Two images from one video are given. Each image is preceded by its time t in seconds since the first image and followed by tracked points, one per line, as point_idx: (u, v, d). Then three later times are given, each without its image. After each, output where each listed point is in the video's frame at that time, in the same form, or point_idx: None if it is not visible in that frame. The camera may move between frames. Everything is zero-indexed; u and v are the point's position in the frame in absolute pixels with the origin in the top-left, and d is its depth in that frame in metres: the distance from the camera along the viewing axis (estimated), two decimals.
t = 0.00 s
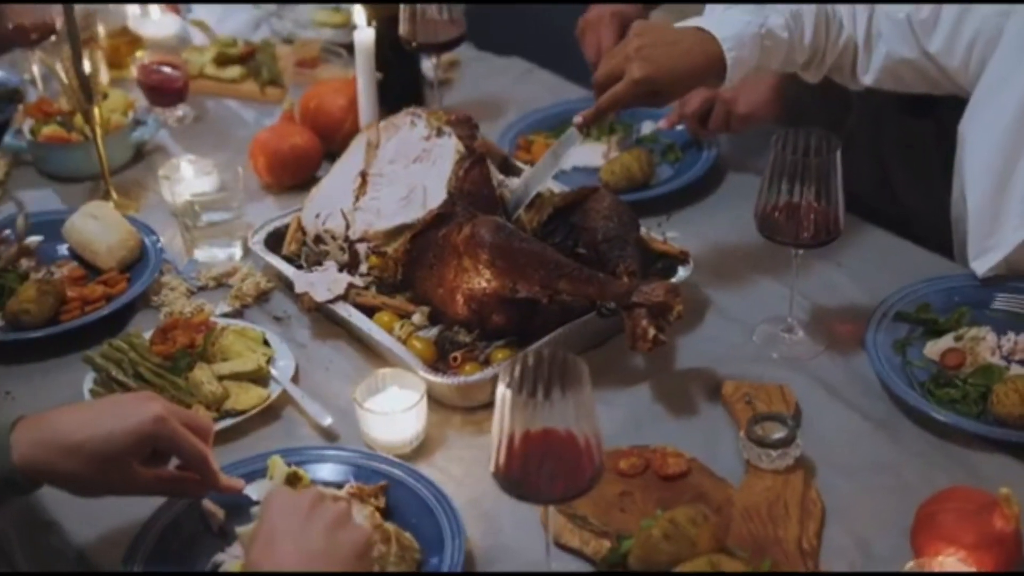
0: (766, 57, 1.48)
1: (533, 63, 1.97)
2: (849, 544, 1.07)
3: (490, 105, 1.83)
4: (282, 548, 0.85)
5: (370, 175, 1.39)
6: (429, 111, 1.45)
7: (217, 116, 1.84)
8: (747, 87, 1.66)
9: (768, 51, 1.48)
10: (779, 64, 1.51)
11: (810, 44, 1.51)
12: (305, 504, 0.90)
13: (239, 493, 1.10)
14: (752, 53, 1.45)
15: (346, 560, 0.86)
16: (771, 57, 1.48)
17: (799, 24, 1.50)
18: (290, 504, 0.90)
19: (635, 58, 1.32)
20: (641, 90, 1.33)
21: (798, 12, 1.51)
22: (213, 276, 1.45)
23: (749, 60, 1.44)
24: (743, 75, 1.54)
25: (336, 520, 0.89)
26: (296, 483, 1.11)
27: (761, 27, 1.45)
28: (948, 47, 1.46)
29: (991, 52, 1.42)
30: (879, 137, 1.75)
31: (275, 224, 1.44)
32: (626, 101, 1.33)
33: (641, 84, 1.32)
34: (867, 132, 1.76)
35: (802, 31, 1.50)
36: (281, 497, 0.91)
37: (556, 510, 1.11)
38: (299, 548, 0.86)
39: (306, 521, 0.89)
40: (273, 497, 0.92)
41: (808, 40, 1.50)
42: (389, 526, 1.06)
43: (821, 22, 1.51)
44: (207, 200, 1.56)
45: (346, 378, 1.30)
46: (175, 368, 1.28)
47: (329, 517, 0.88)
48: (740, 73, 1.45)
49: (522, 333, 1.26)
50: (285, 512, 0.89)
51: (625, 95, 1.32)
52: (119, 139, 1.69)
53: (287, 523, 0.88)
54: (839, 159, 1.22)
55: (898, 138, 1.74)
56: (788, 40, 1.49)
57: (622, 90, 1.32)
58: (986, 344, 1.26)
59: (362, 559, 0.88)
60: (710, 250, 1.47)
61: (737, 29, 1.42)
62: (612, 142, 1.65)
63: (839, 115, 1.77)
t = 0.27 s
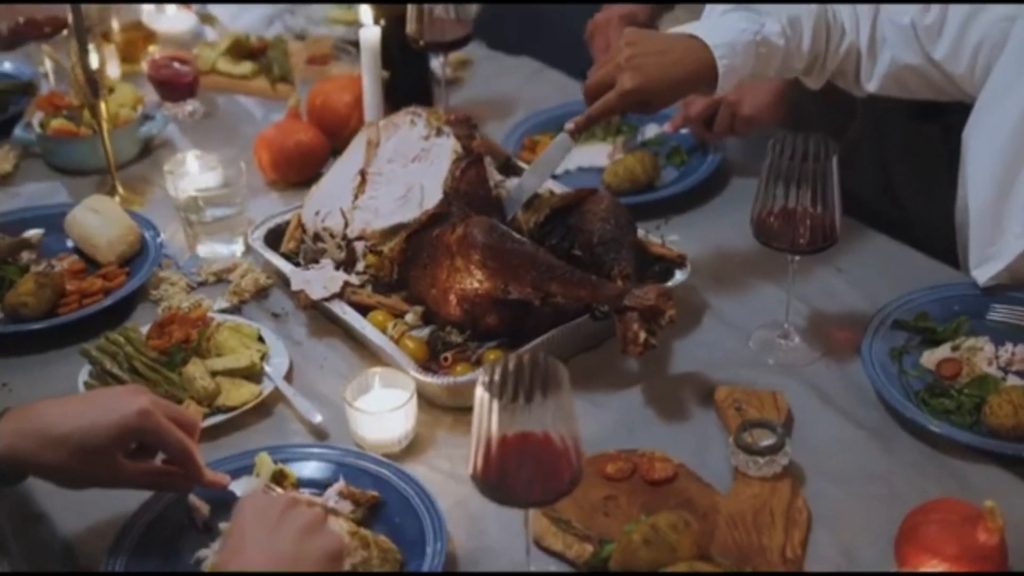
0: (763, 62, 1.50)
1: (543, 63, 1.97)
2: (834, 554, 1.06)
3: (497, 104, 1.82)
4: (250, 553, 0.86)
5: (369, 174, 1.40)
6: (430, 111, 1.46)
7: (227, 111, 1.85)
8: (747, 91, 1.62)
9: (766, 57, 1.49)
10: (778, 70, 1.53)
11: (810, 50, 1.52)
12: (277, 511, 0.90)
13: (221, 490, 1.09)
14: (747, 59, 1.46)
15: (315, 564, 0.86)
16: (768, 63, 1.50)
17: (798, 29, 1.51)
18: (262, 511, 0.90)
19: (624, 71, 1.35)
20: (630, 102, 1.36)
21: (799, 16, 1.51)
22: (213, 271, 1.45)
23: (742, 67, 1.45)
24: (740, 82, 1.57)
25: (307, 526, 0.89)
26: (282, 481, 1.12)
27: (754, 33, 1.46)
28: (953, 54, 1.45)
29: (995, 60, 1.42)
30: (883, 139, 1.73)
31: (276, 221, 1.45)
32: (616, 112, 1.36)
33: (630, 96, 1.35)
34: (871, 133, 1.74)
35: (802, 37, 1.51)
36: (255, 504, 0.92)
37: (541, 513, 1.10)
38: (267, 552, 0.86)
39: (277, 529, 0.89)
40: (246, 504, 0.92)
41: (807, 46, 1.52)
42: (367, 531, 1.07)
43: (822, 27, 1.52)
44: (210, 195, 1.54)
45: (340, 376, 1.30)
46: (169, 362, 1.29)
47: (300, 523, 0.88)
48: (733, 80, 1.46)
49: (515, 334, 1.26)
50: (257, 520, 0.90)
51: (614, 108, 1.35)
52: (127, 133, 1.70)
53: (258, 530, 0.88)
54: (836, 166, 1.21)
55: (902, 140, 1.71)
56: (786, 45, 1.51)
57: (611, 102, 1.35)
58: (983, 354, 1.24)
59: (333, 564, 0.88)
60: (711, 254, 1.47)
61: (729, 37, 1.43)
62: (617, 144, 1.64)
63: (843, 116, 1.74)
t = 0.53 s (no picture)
0: (761, 62, 1.52)
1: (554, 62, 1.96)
2: (819, 563, 1.05)
3: (505, 102, 1.82)
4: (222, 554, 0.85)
5: (368, 172, 1.39)
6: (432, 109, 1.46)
7: (237, 106, 1.85)
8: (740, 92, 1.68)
9: (761, 57, 1.51)
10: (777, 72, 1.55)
11: (809, 52, 1.53)
12: (252, 509, 0.89)
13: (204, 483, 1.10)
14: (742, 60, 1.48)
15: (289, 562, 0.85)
16: (766, 65, 1.53)
17: (797, 30, 1.52)
18: (237, 509, 0.89)
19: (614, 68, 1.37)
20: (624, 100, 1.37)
21: (799, 16, 1.52)
22: (213, 266, 1.46)
23: (736, 69, 1.48)
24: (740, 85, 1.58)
25: (283, 523, 0.88)
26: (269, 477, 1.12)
27: (750, 36, 1.49)
28: (959, 57, 1.45)
29: (1001, 64, 1.42)
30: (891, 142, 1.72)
31: (277, 216, 1.45)
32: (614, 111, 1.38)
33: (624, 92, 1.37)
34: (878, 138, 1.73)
35: (802, 39, 1.52)
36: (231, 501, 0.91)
37: (525, 515, 1.10)
38: (241, 552, 0.85)
39: (253, 526, 0.88)
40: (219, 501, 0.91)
41: (806, 48, 1.53)
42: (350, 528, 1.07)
43: (822, 28, 1.53)
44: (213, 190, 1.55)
45: (333, 373, 1.30)
46: (164, 356, 1.29)
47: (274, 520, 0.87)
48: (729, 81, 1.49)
49: (507, 334, 1.25)
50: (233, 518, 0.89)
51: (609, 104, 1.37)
52: (135, 127, 1.71)
53: (234, 529, 0.87)
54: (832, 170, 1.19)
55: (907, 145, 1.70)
56: (786, 46, 1.52)
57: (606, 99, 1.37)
58: (980, 363, 1.23)
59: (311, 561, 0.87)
60: (711, 257, 1.46)
61: (723, 37, 1.46)
62: (622, 145, 1.63)
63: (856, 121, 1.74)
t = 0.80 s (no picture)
0: (765, 66, 1.52)
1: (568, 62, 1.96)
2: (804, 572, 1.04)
3: (516, 101, 1.82)
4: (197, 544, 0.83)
5: (369, 170, 1.39)
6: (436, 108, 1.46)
7: (250, 101, 1.86)
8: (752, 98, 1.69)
9: (765, 62, 1.51)
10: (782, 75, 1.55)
11: (815, 57, 1.54)
12: (230, 495, 0.86)
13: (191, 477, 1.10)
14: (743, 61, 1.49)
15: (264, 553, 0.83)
16: (768, 67, 1.53)
17: (801, 33, 1.52)
18: (215, 495, 0.87)
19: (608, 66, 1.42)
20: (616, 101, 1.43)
21: (803, 19, 1.52)
22: (216, 261, 1.46)
23: (736, 71, 1.49)
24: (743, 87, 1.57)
25: (261, 510, 0.85)
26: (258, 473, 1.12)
27: (752, 38, 1.49)
28: (968, 62, 1.45)
29: (1010, 70, 1.41)
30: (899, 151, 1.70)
31: (279, 213, 1.46)
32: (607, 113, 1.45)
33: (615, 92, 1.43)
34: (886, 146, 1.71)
35: (805, 41, 1.52)
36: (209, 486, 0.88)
37: (511, 517, 1.10)
38: (216, 541, 0.83)
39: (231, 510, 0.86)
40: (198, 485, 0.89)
41: (810, 51, 1.53)
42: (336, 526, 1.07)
43: (828, 31, 1.53)
44: (220, 186, 1.55)
45: (329, 371, 1.30)
46: (162, 350, 1.30)
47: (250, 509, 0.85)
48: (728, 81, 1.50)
49: (502, 335, 1.25)
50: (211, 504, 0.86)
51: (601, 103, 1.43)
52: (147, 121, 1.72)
53: (210, 516, 0.85)
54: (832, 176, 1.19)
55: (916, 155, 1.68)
56: (791, 49, 1.52)
57: (599, 96, 1.43)
58: (978, 373, 1.22)
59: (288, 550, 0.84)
60: (714, 261, 1.45)
61: (722, 38, 1.47)
62: (630, 146, 1.63)
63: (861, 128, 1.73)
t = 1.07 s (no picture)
0: (779, 72, 1.52)
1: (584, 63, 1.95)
2: None
3: (530, 102, 1.81)
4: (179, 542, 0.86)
5: (376, 169, 1.40)
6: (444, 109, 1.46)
7: (265, 98, 1.86)
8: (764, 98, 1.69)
9: (778, 70, 1.51)
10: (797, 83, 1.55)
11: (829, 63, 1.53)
12: (213, 497, 0.90)
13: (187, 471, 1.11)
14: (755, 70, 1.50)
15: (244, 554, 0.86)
16: (784, 75, 1.53)
17: (816, 40, 1.51)
18: (199, 497, 0.90)
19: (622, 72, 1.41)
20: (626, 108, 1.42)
21: (818, 27, 1.51)
22: (223, 258, 1.47)
23: (748, 80, 1.49)
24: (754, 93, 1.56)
25: (242, 513, 0.89)
26: (252, 470, 1.12)
27: (765, 47, 1.49)
28: (981, 68, 1.44)
29: None
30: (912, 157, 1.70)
31: (287, 211, 1.46)
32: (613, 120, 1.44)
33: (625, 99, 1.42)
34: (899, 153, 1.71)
35: (820, 47, 1.52)
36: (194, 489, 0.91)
37: (503, 520, 1.09)
38: (198, 541, 0.86)
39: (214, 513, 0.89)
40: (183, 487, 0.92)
41: (824, 58, 1.52)
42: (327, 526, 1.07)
43: (843, 36, 1.52)
44: (231, 182, 1.56)
45: (330, 369, 1.31)
46: (164, 346, 1.30)
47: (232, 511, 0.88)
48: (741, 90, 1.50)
49: (501, 336, 1.25)
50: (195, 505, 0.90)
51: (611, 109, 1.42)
52: (161, 117, 1.73)
53: (193, 516, 0.88)
54: (833, 183, 1.18)
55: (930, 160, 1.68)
56: (805, 56, 1.52)
57: (610, 102, 1.42)
58: (982, 386, 1.20)
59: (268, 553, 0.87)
60: (721, 266, 1.44)
61: (732, 51, 1.47)
62: (642, 150, 1.62)
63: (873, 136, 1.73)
